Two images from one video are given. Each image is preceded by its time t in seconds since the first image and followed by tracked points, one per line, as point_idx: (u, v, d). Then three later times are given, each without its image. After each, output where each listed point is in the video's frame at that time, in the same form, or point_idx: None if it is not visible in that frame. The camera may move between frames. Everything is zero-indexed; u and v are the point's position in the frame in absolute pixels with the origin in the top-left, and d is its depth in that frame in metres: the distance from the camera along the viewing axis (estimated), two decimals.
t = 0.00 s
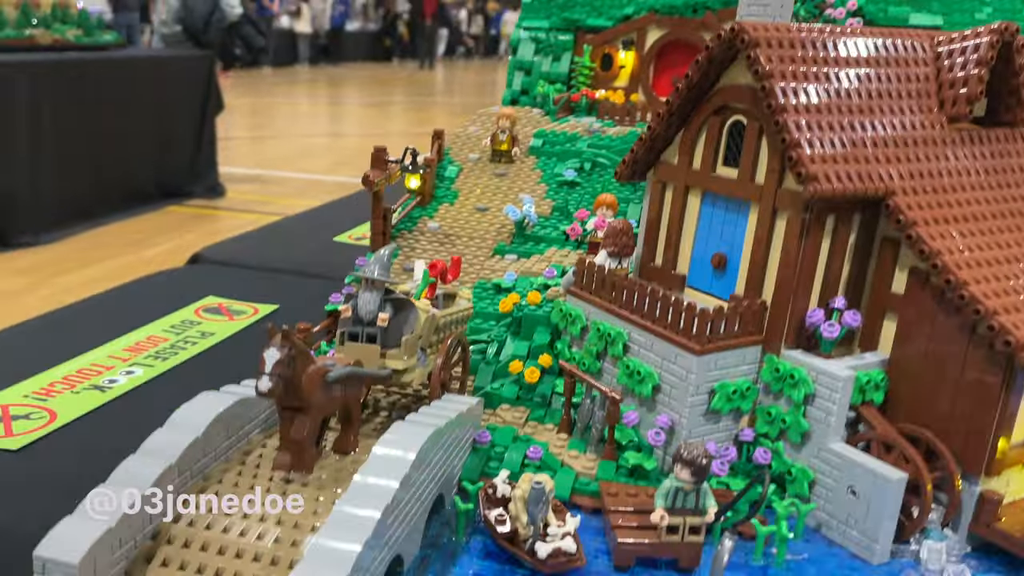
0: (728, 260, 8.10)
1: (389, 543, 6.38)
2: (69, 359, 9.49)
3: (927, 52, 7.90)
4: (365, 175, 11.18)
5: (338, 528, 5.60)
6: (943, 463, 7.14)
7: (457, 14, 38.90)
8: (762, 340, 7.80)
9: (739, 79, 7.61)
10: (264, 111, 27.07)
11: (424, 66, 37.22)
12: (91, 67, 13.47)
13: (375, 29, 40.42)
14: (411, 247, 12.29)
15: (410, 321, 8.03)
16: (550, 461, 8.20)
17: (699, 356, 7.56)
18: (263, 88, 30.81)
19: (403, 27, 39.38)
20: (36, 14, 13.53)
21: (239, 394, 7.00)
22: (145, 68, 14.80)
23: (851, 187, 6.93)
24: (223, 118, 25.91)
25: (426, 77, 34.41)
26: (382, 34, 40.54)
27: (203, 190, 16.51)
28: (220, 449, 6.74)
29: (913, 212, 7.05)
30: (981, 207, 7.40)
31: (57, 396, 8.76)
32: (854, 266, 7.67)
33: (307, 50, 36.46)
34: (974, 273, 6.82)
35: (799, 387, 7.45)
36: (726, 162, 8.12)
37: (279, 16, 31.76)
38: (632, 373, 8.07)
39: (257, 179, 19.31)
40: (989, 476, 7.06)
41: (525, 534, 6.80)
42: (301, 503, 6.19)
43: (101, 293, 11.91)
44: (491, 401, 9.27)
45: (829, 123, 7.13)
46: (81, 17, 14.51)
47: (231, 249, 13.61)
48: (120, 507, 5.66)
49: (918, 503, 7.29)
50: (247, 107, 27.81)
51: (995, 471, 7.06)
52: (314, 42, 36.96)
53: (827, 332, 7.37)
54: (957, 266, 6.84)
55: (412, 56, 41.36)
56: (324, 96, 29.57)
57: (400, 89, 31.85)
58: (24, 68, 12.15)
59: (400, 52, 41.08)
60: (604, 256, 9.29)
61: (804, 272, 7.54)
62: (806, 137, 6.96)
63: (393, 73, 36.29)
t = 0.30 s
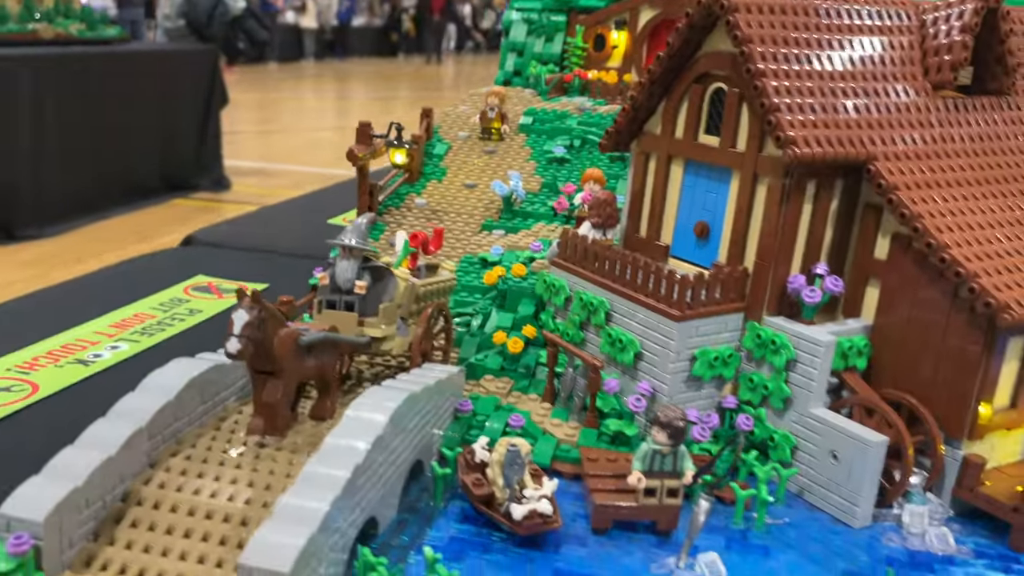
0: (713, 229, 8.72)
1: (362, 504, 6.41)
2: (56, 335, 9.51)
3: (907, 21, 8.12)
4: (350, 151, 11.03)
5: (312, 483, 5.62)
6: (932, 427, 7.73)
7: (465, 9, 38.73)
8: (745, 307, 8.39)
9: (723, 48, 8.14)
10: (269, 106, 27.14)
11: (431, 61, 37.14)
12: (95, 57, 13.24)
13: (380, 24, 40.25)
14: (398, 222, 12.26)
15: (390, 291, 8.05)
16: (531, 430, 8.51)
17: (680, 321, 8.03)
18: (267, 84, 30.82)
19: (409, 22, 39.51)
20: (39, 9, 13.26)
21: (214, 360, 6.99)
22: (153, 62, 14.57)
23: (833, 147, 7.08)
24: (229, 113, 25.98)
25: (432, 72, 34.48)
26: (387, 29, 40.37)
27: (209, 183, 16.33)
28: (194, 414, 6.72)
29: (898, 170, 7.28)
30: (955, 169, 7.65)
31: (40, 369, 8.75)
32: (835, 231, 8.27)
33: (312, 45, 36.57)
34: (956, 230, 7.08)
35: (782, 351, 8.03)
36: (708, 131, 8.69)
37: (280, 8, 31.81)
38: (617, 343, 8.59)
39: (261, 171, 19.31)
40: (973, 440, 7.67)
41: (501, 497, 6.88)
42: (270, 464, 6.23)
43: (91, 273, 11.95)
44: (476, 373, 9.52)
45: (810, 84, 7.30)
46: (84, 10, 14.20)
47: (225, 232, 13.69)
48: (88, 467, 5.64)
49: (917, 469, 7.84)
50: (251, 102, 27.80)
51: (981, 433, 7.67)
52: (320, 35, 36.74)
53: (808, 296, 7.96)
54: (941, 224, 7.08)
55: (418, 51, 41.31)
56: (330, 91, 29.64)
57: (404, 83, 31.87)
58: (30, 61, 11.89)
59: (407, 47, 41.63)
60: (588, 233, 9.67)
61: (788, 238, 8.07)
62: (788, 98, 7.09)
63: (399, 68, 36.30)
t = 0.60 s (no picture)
0: (664, 205, 8.93)
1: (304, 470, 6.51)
2: (21, 317, 9.79)
3: (849, 12, 9.04)
4: (312, 131, 11.23)
5: (245, 445, 5.76)
6: (876, 396, 7.97)
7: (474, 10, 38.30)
8: (694, 281, 8.56)
9: (666, 28, 8.42)
10: (270, 105, 27.36)
11: (436, 58, 37.11)
12: (92, 59, 15.41)
13: (384, 23, 39.94)
14: (365, 203, 12.36)
15: (338, 265, 8.16)
16: (485, 404, 8.57)
17: (627, 294, 8.21)
18: (271, 82, 31.13)
19: (412, 20, 37.46)
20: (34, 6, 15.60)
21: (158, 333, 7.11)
22: (147, 59, 16.75)
23: (770, 120, 7.82)
24: (229, 113, 26.36)
25: (437, 68, 34.47)
26: (390, 26, 39.67)
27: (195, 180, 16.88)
28: (138, 384, 6.82)
29: (835, 146, 8.00)
30: (893, 147, 8.35)
31: (1, 348, 9.01)
32: (781, 206, 8.51)
33: (317, 45, 36.69)
34: (890, 202, 7.77)
35: (727, 321, 8.24)
36: (656, 107, 8.92)
37: (281, 7, 32.27)
38: (571, 318, 8.76)
39: (254, 171, 19.95)
40: (915, 409, 7.88)
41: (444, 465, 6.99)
42: (209, 432, 6.30)
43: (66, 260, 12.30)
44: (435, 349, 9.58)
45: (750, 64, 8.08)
46: (80, 9, 16.70)
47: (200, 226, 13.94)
48: (22, 430, 5.77)
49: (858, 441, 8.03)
50: (251, 101, 28.05)
51: (923, 401, 7.87)
52: (323, 35, 36.65)
53: (751, 266, 8.12)
54: (876, 195, 7.77)
55: (423, 50, 40.82)
56: (333, 87, 29.83)
57: (405, 78, 31.85)
58: (24, 58, 13.80)
59: (411, 46, 40.35)
60: (545, 210, 9.88)
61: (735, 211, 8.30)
62: (728, 74, 7.89)
63: (403, 65, 36.32)
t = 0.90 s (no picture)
0: (600, 193, 9.03)
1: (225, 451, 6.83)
2: None
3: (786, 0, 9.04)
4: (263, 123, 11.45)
5: (160, 422, 6.12)
6: (802, 377, 8.09)
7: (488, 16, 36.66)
8: (627, 266, 8.71)
9: (601, 19, 8.47)
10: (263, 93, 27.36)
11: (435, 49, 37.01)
12: (86, 56, 15.52)
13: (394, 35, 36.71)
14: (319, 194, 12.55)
15: (271, 253, 8.50)
16: (419, 386, 8.84)
17: (558, 280, 8.38)
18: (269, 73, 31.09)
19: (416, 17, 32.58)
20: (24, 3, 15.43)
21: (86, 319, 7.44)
22: (143, 57, 16.93)
23: (696, 109, 7.91)
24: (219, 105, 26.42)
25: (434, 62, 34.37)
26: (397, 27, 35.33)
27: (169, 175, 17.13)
28: (65, 367, 7.14)
29: (762, 133, 8.08)
30: (824, 132, 8.41)
31: None
32: (713, 193, 8.61)
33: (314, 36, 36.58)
34: (815, 188, 7.85)
35: (658, 306, 8.39)
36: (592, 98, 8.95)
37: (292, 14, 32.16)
38: (507, 304, 8.95)
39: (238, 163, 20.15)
40: (839, 389, 7.99)
41: (369, 443, 7.34)
42: (131, 412, 6.62)
43: (33, 252, 12.55)
44: (380, 335, 9.88)
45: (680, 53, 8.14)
46: (74, 7, 16.56)
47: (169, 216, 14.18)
48: None
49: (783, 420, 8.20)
50: (244, 91, 28.09)
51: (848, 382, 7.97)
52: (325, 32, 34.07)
53: (680, 253, 8.30)
54: (802, 181, 7.85)
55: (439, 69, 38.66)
56: (325, 75, 29.84)
57: (399, 65, 31.76)
58: (15, 56, 13.88)
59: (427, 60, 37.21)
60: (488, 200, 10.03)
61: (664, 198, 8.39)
62: (657, 64, 7.95)
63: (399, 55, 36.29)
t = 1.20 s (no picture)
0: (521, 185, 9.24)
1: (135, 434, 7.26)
2: None
3: None
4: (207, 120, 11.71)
5: (62, 405, 6.56)
6: (708, 362, 8.31)
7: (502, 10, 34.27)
8: (545, 257, 8.93)
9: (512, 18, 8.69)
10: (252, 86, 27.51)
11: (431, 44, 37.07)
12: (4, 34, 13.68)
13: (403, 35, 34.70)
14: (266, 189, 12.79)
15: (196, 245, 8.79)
16: (344, 372, 9.13)
17: (474, 268, 8.61)
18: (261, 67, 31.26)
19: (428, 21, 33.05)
20: (28, 6, 15.58)
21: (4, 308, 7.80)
22: (145, 57, 16.95)
23: (601, 106, 8.14)
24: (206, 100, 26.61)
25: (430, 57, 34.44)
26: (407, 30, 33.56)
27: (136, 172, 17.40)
28: None
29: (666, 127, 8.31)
30: (729, 126, 8.63)
31: None
32: (626, 185, 8.85)
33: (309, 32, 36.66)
34: (717, 179, 8.08)
35: (571, 294, 8.62)
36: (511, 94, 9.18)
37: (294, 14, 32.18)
38: (430, 292, 9.17)
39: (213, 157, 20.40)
40: (744, 372, 8.21)
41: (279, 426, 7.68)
42: (42, 396, 7.07)
43: None
44: (314, 324, 10.16)
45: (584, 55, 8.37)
46: (74, 9, 16.49)
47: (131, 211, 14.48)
48: None
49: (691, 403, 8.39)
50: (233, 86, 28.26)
51: (752, 365, 8.18)
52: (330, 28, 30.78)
53: (590, 243, 8.53)
54: (702, 173, 8.08)
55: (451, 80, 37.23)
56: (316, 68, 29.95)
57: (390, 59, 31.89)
58: (15, 55, 13.91)
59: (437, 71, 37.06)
60: (417, 192, 10.21)
61: (575, 191, 8.62)
62: (562, 67, 8.19)
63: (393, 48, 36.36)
